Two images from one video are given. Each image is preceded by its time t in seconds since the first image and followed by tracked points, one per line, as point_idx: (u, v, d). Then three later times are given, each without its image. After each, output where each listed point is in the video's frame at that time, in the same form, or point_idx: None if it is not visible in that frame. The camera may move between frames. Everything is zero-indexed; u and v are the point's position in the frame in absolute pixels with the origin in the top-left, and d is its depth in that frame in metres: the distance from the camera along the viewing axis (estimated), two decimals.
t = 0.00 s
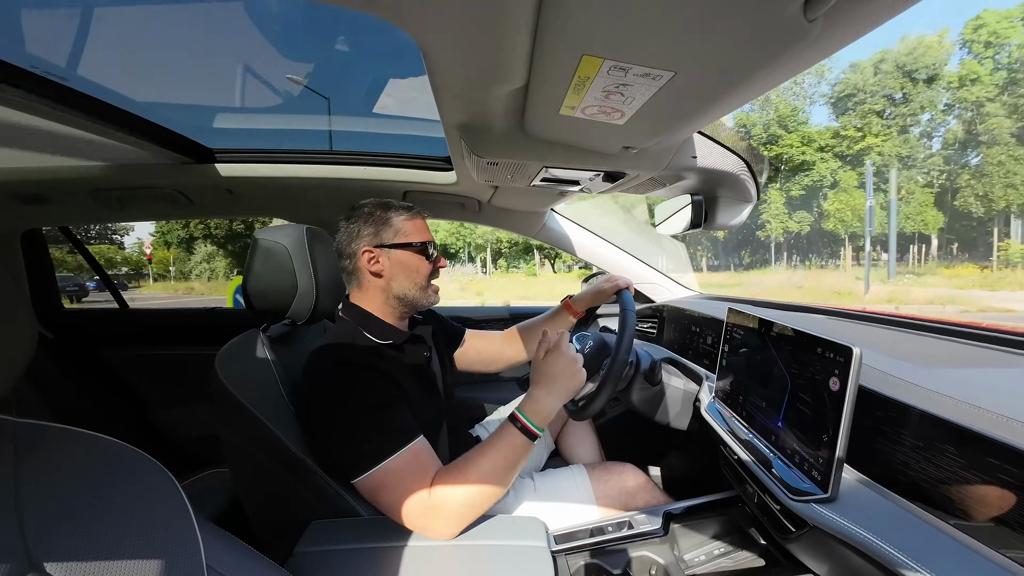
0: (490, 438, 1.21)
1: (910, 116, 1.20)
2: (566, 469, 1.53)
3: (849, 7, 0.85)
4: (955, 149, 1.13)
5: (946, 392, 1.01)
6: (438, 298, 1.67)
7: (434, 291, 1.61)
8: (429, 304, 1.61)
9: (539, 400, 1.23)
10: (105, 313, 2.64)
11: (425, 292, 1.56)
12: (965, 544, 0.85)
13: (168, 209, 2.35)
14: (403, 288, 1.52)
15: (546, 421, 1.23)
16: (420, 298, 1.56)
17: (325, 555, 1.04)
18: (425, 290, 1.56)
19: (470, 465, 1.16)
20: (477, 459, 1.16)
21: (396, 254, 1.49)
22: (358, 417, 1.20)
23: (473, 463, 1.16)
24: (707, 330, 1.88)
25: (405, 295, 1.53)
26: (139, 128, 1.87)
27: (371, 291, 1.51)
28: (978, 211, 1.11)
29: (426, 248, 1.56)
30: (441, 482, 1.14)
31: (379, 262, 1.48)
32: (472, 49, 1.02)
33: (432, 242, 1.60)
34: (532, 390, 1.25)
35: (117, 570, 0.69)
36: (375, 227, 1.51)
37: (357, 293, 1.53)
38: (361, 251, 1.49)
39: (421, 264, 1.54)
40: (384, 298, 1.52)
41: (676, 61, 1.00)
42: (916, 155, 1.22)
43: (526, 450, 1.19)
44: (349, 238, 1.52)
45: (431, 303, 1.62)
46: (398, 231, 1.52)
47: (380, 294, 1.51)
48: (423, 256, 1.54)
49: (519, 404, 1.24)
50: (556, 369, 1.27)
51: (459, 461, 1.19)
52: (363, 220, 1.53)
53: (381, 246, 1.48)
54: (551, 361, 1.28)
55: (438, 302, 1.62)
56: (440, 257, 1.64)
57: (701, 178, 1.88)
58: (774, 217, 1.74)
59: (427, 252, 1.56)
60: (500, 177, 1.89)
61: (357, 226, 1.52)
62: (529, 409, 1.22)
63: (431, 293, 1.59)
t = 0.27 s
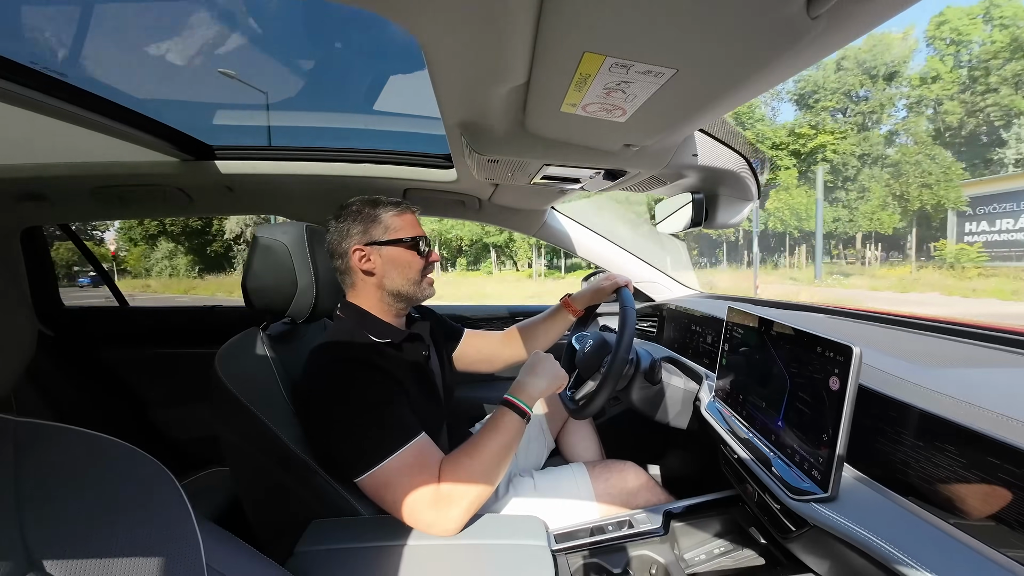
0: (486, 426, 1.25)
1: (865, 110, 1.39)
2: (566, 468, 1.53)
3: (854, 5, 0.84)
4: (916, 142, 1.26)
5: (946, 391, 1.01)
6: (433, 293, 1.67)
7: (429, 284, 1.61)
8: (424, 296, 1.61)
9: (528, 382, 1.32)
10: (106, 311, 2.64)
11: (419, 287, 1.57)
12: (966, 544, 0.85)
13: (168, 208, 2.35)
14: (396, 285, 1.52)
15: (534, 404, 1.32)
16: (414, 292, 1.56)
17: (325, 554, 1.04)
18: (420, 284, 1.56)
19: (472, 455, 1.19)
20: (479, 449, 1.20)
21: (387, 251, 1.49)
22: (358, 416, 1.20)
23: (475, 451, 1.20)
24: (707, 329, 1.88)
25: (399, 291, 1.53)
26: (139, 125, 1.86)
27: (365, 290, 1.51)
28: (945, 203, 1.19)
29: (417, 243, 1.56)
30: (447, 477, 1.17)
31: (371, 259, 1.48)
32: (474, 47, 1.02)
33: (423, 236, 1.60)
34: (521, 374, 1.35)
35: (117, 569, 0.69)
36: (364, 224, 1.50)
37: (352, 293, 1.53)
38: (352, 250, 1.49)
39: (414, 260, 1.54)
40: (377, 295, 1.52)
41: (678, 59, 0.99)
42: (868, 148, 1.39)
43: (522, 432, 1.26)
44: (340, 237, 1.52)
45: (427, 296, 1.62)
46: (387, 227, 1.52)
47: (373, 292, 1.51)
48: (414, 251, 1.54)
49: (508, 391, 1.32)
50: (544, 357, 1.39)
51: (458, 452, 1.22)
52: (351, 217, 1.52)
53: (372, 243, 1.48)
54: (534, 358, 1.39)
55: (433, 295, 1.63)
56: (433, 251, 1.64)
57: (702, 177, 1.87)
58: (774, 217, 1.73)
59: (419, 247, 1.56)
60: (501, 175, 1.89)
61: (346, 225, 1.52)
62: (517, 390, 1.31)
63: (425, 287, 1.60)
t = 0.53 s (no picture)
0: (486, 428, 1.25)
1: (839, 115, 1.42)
2: (566, 469, 1.53)
3: (849, 6, 0.84)
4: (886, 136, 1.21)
5: (946, 391, 1.01)
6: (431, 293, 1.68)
7: (427, 284, 1.62)
8: (422, 296, 1.61)
9: (529, 385, 1.33)
10: (106, 314, 2.65)
11: (417, 287, 1.57)
12: (966, 545, 0.85)
13: (168, 209, 2.35)
14: (393, 285, 1.53)
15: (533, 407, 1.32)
16: (412, 292, 1.56)
17: (325, 556, 1.04)
18: (418, 284, 1.57)
19: (471, 456, 1.19)
20: (478, 450, 1.20)
21: (384, 253, 1.50)
22: (358, 418, 1.20)
23: (472, 453, 1.20)
24: (707, 330, 1.88)
25: (398, 292, 1.53)
26: (139, 128, 1.87)
27: (363, 292, 1.51)
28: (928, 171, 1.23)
29: (413, 243, 1.57)
30: (442, 477, 1.17)
31: (368, 261, 1.48)
32: (471, 49, 1.02)
33: (419, 236, 1.61)
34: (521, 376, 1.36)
35: (116, 568, 0.69)
36: (360, 227, 1.50)
37: (349, 296, 1.52)
38: (349, 253, 1.48)
39: (411, 260, 1.55)
40: (376, 296, 1.52)
41: (675, 60, 1.00)
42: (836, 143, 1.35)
43: (521, 434, 1.26)
44: (336, 241, 1.51)
45: (425, 295, 1.63)
46: (384, 229, 1.52)
47: (372, 293, 1.52)
48: (411, 251, 1.55)
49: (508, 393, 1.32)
50: (547, 360, 1.40)
51: (458, 453, 1.22)
52: (347, 221, 1.52)
53: (369, 246, 1.48)
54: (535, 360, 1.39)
55: (432, 293, 1.64)
56: (429, 251, 1.66)
57: (701, 178, 1.88)
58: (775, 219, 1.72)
59: (415, 248, 1.57)
60: (500, 176, 1.89)
61: (341, 230, 1.51)
62: (518, 393, 1.31)
63: (423, 286, 1.60)
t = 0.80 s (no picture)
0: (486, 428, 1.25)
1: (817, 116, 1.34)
2: (566, 469, 1.53)
3: (848, 6, 0.84)
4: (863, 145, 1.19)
5: (946, 392, 1.01)
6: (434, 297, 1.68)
7: (430, 289, 1.62)
8: (425, 301, 1.61)
9: (530, 387, 1.32)
10: (106, 314, 2.65)
11: (421, 291, 1.57)
12: (966, 545, 0.85)
13: (167, 209, 2.35)
14: (398, 289, 1.53)
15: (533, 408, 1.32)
16: (416, 296, 1.56)
17: (325, 555, 1.04)
18: (422, 289, 1.57)
19: (471, 456, 1.19)
20: (477, 450, 1.20)
21: (389, 256, 1.50)
22: (358, 418, 1.20)
23: (473, 455, 1.20)
24: (707, 330, 1.88)
25: (401, 295, 1.53)
26: (139, 128, 1.87)
27: (367, 294, 1.52)
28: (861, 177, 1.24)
29: (419, 248, 1.57)
30: (443, 478, 1.16)
31: (373, 264, 1.48)
32: (472, 49, 1.02)
33: (425, 241, 1.60)
34: (522, 377, 1.35)
35: (115, 569, 0.70)
36: (365, 230, 1.50)
37: (354, 297, 1.53)
38: (354, 255, 1.48)
39: (416, 264, 1.54)
40: (379, 298, 1.52)
41: (675, 60, 1.00)
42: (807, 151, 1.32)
43: (521, 434, 1.26)
44: (341, 242, 1.51)
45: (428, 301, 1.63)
46: (390, 233, 1.51)
47: (375, 295, 1.52)
48: (416, 255, 1.55)
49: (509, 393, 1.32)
50: (548, 357, 1.38)
51: (458, 454, 1.22)
52: (353, 224, 1.52)
53: (374, 249, 1.48)
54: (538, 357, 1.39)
55: (434, 298, 1.64)
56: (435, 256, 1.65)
57: (701, 178, 1.88)
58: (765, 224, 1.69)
59: (421, 252, 1.57)
60: (500, 177, 1.89)
61: (347, 231, 1.51)
62: (519, 395, 1.31)
63: (426, 290, 1.60)
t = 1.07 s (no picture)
0: (488, 429, 1.25)
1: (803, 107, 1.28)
2: (566, 468, 1.53)
3: (849, 6, 0.84)
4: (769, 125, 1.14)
5: (947, 392, 1.01)
6: (435, 296, 1.68)
7: (431, 286, 1.62)
8: (426, 297, 1.62)
9: (533, 388, 1.32)
10: (105, 313, 2.64)
11: (421, 289, 1.58)
12: (966, 545, 0.85)
13: (167, 209, 2.34)
14: (398, 288, 1.53)
15: (535, 409, 1.31)
16: (416, 295, 1.57)
17: (325, 554, 1.05)
18: (422, 287, 1.58)
19: (472, 458, 1.19)
20: (479, 452, 1.20)
21: (388, 256, 1.50)
22: (359, 418, 1.20)
23: (474, 455, 1.20)
24: (707, 330, 1.88)
25: (401, 294, 1.54)
26: (139, 128, 1.87)
27: (368, 294, 1.52)
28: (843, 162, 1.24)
29: (417, 246, 1.57)
30: (443, 478, 1.16)
31: (372, 265, 1.48)
32: (472, 49, 1.02)
33: (423, 240, 1.61)
34: (524, 377, 1.34)
35: (118, 568, 0.71)
36: (364, 230, 1.49)
37: (354, 297, 1.52)
38: (353, 255, 1.48)
39: (413, 263, 1.54)
40: (379, 298, 1.52)
41: (675, 60, 1.00)
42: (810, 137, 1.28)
43: (523, 436, 1.25)
44: (339, 244, 1.51)
45: (428, 299, 1.63)
46: (388, 233, 1.51)
47: (374, 295, 1.52)
48: (415, 254, 1.55)
49: (511, 394, 1.31)
50: (552, 358, 1.38)
51: (460, 454, 1.22)
52: (351, 224, 1.51)
53: (372, 249, 1.48)
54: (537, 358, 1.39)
55: (435, 295, 1.64)
56: (434, 253, 1.66)
57: (701, 178, 1.88)
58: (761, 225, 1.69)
59: (419, 250, 1.57)
60: (500, 176, 1.89)
61: (345, 232, 1.50)
62: (521, 396, 1.30)
63: (426, 289, 1.61)
